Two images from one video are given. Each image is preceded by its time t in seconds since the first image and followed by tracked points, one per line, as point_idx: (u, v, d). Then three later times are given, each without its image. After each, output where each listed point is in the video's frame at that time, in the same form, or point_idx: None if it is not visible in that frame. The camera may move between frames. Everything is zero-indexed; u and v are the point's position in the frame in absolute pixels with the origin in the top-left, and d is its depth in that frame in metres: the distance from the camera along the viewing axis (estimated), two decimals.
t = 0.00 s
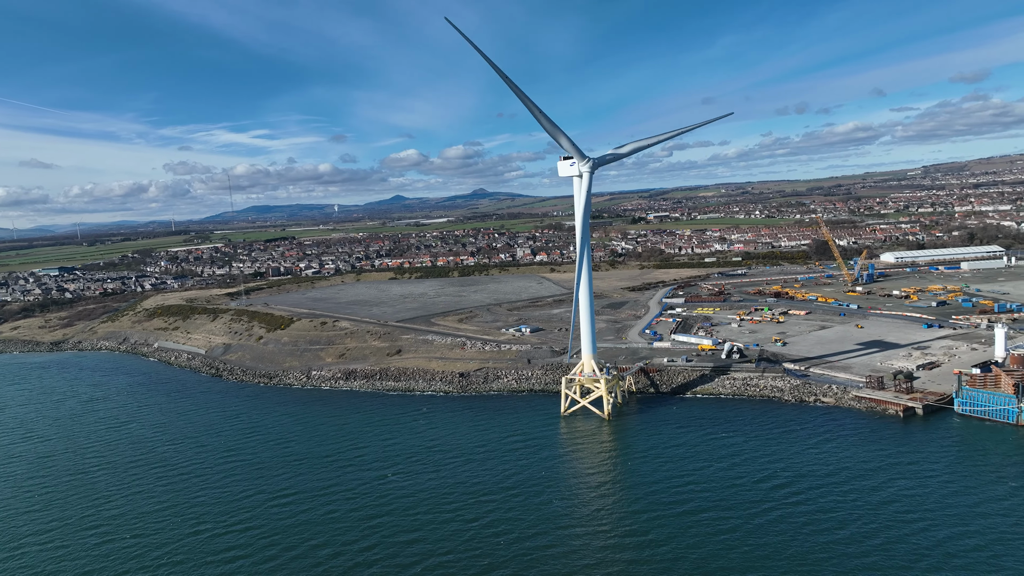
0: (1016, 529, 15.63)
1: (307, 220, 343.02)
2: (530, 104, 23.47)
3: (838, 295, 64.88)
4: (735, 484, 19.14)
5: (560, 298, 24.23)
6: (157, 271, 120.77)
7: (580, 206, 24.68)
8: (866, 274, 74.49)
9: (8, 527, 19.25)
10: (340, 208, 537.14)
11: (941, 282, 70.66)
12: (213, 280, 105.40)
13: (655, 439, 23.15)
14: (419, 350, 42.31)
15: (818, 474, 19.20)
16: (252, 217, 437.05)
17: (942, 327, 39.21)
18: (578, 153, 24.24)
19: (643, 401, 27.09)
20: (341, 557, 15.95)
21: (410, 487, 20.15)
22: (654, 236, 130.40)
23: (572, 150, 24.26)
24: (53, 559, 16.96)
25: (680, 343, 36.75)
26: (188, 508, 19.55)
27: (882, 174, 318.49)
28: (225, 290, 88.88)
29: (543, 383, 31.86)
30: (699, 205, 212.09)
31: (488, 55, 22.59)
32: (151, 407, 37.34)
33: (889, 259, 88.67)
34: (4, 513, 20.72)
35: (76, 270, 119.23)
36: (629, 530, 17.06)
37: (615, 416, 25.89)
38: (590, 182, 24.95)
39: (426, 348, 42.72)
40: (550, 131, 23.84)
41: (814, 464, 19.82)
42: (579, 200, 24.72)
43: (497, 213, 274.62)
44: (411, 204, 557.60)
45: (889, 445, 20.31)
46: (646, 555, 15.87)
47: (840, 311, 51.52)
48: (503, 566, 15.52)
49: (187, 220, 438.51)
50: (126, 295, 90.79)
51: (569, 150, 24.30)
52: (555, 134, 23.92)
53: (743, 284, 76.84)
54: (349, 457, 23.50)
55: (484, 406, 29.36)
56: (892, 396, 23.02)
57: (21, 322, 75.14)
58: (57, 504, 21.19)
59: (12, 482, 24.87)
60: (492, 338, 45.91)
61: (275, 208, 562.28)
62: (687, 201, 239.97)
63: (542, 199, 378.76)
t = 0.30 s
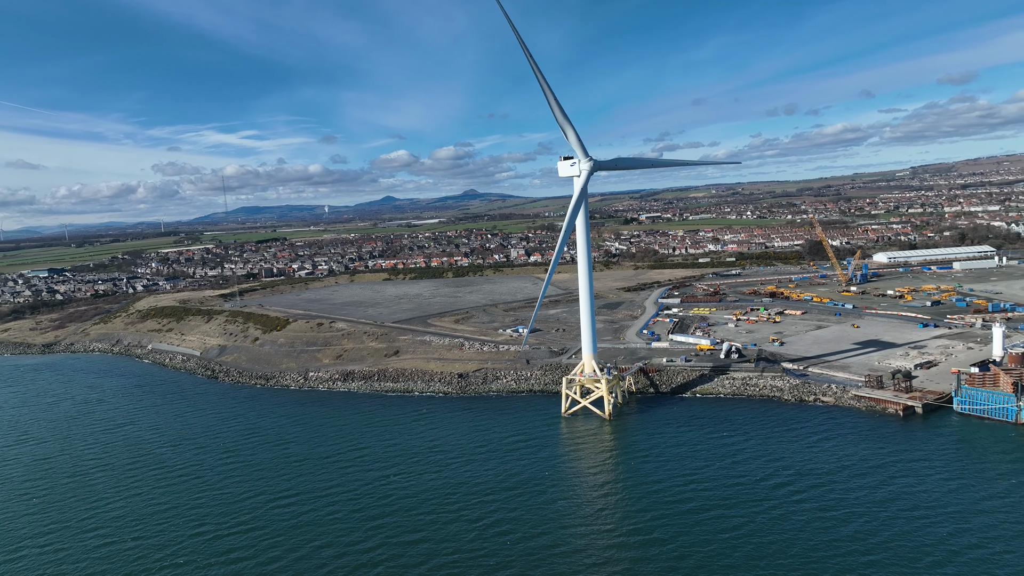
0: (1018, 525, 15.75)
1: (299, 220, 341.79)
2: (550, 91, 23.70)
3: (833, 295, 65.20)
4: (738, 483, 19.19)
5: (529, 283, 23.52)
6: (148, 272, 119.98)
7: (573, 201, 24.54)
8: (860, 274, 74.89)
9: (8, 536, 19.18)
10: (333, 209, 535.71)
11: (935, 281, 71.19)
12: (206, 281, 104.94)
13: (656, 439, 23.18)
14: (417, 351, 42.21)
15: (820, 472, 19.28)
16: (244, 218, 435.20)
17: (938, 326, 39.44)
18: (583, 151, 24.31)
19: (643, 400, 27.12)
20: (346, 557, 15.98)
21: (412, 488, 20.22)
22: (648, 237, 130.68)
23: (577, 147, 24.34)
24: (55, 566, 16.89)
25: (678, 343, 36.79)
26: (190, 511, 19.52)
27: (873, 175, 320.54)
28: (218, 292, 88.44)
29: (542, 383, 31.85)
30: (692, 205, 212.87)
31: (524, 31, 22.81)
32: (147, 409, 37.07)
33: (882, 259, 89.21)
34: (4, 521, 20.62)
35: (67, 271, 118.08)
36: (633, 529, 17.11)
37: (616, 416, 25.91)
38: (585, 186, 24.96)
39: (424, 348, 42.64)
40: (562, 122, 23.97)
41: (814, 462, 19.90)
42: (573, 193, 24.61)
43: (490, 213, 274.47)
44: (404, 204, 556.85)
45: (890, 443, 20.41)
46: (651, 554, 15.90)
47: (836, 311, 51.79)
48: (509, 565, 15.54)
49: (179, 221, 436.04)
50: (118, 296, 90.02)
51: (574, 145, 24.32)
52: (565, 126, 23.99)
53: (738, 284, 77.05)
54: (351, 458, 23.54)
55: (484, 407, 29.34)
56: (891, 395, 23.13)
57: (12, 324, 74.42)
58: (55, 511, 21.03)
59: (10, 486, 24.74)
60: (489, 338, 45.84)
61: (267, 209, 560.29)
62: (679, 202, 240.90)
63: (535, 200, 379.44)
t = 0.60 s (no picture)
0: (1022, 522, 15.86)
1: (291, 221, 340.81)
2: (568, 91, 24.15)
3: (828, 295, 65.52)
4: (742, 481, 19.24)
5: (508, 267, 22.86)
6: (140, 273, 119.28)
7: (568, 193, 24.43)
8: (854, 274, 75.30)
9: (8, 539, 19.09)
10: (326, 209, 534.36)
11: (928, 281, 71.69)
12: (199, 283, 104.45)
13: (657, 439, 23.21)
14: (416, 352, 42.14)
15: (823, 470, 19.36)
16: (236, 219, 432.43)
17: (934, 326, 39.65)
18: (588, 152, 24.35)
19: (644, 400, 27.15)
20: (350, 557, 16.00)
21: (415, 488, 20.26)
22: (642, 237, 131.05)
23: (583, 146, 24.37)
24: (57, 569, 16.83)
25: (677, 343, 36.85)
26: (193, 513, 19.49)
27: (864, 176, 322.73)
28: (212, 293, 88.04)
29: (542, 384, 31.83)
30: (686, 206, 213.51)
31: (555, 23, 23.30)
32: (143, 411, 36.81)
33: (876, 259, 89.79)
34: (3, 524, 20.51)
35: (56, 273, 117.15)
36: (637, 527, 17.16)
37: (618, 416, 25.93)
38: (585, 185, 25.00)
39: (423, 349, 42.58)
40: (574, 119, 24.06)
41: (817, 461, 19.95)
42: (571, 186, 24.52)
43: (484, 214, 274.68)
44: (397, 205, 555.09)
45: (891, 442, 20.52)
46: (655, 553, 15.92)
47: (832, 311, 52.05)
48: (515, 564, 15.57)
49: (171, 222, 433.66)
50: (110, 298, 89.45)
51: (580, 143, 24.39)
52: (577, 124, 24.09)
53: (733, 284, 77.31)
54: (353, 460, 23.54)
55: (485, 407, 29.32)
56: (892, 394, 23.20)
57: (3, 326, 73.78)
58: (55, 513, 20.90)
59: (7, 488, 24.59)
60: (487, 339, 45.79)
61: (258, 210, 556.72)
62: (672, 203, 241.68)
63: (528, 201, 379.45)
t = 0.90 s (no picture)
0: None
1: (283, 222, 339.63)
2: (585, 91, 24.29)
3: (824, 295, 65.75)
4: (745, 480, 19.33)
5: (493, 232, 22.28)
6: (131, 274, 118.46)
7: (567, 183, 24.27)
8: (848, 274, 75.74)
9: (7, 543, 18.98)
10: (319, 210, 533.14)
11: (921, 281, 72.12)
12: (192, 284, 103.80)
13: (658, 438, 23.27)
14: (414, 353, 42.08)
15: (825, 468, 19.45)
16: (228, 220, 430.37)
17: (929, 325, 39.92)
18: (593, 152, 24.44)
19: (644, 400, 27.19)
20: (356, 558, 16.05)
21: (418, 490, 20.32)
22: (636, 237, 131.30)
23: (588, 146, 24.47)
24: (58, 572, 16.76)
25: (676, 343, 36.93)
26: (194, 515, 19.50)
27: (854, 176, 325.10)
28: (206, 295, 87.51)
29: (542, 385, 31.81)
30: (679, 207, 214.14)
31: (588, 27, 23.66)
32: (140, 413, 36.55)
33: (869, 259, 90.30)
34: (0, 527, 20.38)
35: (46, 274, 116.01)
36: (641, 526, 17.24)
37: (619, 416, 25.95)
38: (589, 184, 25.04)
39: (421, 350, 42.49)
40: (587, 117, 24.12)
41: (819, 459, 20.04)
42: (575, 176, 24.37)
43: (477, 214, 274.66)
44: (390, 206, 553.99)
45: (892, 440, 20.66)
46: (661, 552, 16.01)
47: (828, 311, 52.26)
48: (522, 564, 15.65)
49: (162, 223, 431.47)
50: (102, 300, 88.78)
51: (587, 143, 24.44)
52: (589, 123, 24.16)
53: (728, 284, 77.56)
54: (354, 461, 23.55)
55: (485, 408, 29.30)
56: (892, 393, 23.32)
57: None
58: (55, 517, 20.77)
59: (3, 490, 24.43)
60: (486, 340, 45.79)
61: (250, 211, 554.17)
62: (665, 203, 242.36)
63: (522, 201, 379.73)
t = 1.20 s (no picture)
0: None
1: (276, 223, 338.50)
2: (603, 90, 24.25)
3: (819, 295, 66.05)
4: (747, 479, 19.41)
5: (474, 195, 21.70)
6: (123, 276, 117.53)
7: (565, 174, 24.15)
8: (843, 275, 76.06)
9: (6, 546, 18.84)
10: (312, 212, 531.43)
11: (915, 282, 72.58)
12: (185, 285, 103.29)
13: (659, 438, 23.32)
14: (412, 354, 42.04)
15: (827, 467, 19.56)
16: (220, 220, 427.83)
17: (926, 325, 40.15)
18: (597, 152, 24.51)
19: (645, 401, 27.23)
20: (361, 559, 16.06)
21: (421, 491, 20.34)
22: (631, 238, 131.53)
23: (594, 147, 24.55)
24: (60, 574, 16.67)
25: (675, 344, 36.99)
26: (196, 517, 19.42)
27: (846, 177, 326.80)
28: (199, 296, 87.06)
29: (542, 385, 31.80)
30: (672, 208, 214.66)
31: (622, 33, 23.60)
32: (136, 415, 36.31)
33: (863, 259, 90.76)
34: None
35: (37, 276, 115.03)
36: (646, 525, 17.33)
37: (619, 417, 26.00)
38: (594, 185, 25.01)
39: (419, 351, 42.43)
40: (600, 117, 24.11)
41: (821, 458, 20.14)
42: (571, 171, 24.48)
43: (470, 215, 274.40)
44: (382, 207, 551.90)
45: (893, 439, 20.79)
46: (666, 551, 16.08)
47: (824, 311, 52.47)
48: (527, 563, 15.74)
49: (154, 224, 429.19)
50: (94, 301, 88.16)
51: (594, 141, 24.40)
52: (600, 123, 24.13)
53: (724, 285, 77.79)
54: (356, 463, 23.52)
55: (485, 409, 29.30)
56: (892, 393, 23.43)
57: None
58: (54, 519, 20.61)
59: None
60: (484, 340, 45.79)
61: (242, 212, 550.84)
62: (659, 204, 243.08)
63: (516, 203, 379.66)
